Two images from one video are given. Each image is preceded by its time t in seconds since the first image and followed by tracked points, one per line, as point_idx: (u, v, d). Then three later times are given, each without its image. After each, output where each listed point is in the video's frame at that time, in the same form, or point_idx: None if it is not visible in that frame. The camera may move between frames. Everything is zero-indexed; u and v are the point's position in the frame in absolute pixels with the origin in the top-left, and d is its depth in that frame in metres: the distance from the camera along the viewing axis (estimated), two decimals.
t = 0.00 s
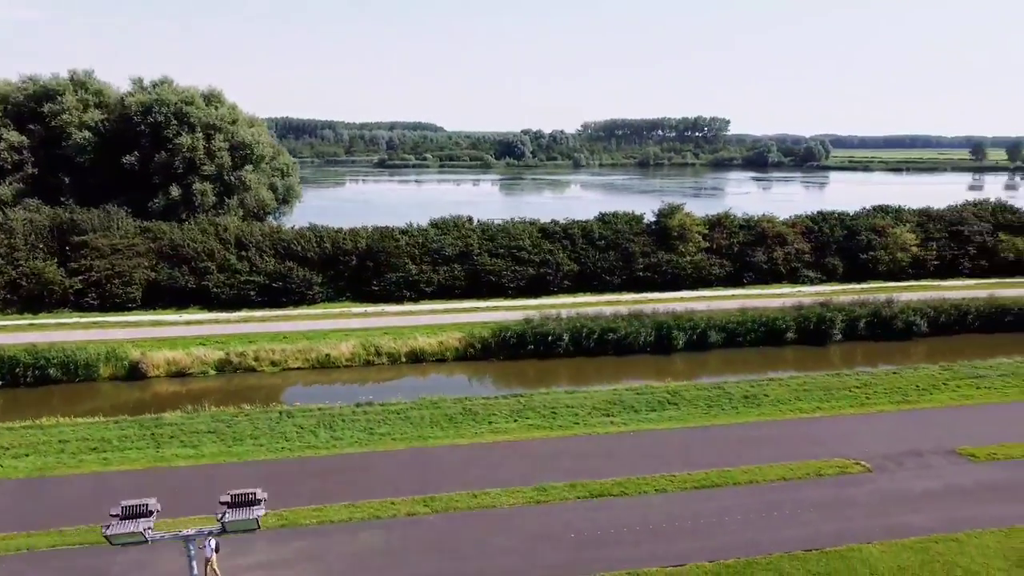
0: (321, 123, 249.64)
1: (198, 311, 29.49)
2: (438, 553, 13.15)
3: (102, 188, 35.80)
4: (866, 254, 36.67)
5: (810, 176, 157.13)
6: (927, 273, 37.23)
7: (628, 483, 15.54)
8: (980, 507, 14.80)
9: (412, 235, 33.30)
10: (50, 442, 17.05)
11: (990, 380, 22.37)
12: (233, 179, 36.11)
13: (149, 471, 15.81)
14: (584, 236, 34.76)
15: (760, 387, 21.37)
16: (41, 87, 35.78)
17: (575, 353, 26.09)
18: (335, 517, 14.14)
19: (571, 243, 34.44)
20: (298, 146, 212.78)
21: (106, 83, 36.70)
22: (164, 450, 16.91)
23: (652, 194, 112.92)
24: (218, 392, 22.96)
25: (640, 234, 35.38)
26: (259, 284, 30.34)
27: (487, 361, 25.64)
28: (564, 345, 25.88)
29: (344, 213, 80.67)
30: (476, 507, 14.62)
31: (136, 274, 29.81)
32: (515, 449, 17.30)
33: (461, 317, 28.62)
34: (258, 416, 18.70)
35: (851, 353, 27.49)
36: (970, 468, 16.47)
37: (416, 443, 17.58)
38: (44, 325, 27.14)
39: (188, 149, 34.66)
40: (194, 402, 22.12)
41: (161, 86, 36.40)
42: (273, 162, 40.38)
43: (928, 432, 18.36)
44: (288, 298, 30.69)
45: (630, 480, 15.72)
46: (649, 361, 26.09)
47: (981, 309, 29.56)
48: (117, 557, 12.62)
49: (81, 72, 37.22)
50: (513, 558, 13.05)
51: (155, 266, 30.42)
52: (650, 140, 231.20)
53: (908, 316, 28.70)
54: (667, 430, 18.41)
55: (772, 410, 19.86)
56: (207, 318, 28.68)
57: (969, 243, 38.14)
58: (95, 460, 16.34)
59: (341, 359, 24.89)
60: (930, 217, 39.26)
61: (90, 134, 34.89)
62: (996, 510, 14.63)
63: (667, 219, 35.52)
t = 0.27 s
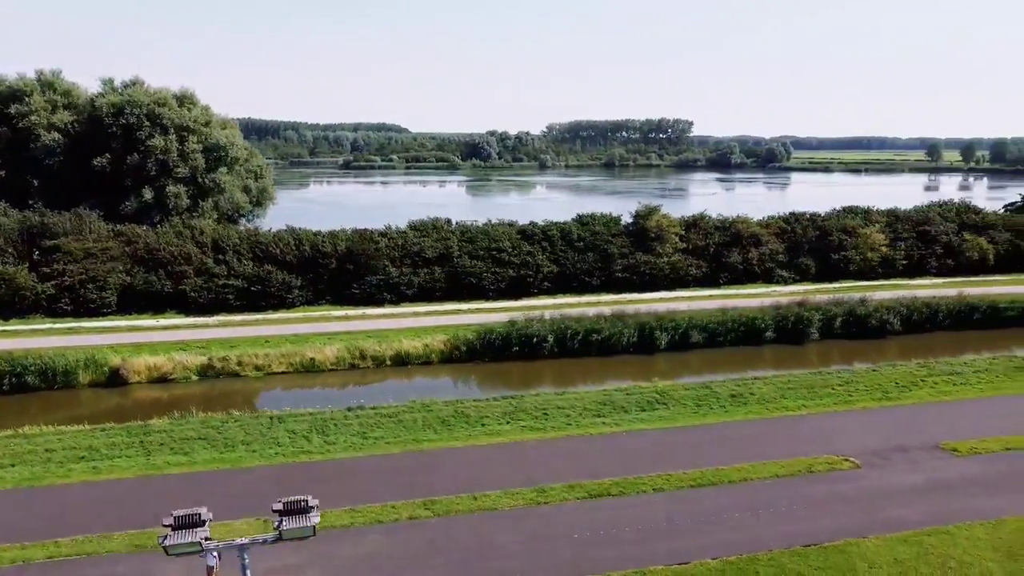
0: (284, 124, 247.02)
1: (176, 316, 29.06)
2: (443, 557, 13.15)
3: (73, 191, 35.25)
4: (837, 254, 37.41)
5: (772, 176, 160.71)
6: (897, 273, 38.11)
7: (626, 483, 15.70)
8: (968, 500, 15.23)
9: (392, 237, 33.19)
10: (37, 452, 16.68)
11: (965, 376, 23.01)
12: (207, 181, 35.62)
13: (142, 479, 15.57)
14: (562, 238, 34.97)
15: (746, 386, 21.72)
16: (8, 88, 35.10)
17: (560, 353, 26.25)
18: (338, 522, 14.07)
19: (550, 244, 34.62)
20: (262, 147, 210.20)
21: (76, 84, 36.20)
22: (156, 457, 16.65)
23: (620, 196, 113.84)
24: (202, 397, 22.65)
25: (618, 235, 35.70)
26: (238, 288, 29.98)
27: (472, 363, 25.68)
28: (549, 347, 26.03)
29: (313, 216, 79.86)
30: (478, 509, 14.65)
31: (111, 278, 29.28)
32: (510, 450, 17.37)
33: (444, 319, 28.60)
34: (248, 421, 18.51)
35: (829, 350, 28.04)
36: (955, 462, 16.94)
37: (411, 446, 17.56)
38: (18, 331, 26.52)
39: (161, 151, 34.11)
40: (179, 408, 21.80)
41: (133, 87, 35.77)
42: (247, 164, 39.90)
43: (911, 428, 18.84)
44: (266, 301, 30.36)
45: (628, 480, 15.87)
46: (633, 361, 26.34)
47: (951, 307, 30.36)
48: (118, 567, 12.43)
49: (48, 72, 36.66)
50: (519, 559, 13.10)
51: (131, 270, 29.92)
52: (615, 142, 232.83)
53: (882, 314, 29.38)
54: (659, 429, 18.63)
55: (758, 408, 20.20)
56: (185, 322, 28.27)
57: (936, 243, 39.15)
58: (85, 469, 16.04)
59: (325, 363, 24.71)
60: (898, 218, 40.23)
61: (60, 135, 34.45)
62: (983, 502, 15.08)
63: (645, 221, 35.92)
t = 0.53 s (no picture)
0: (242, 125, 243.40)
1: (150, 321, 28.51)
2: (449, 560, 13.13)
3: (38, 196, 34.67)
4: (806, 253, 38.18)
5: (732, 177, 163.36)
6: (863, 272, 39.03)
7: (623, 483, 15.85)
8: (954, 493, 15.69)
9: (368, 240, 32.98)
10: (21, 463, 16.26)
11: (938, 372, 23.69)
12: (177, 184, 34.97)
13: (134, 488, 15.27)
14: (538, 239, 35.12)
15: (730, 385, 22.07)
16: None
17: (543, 355, 26.38)
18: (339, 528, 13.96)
19: (527, 246, 34.75)
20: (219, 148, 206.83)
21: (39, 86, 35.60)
22: (146, 466, 16.34)
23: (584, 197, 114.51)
24: (183, 404, 22.26)
25: (593, 237, 35.98)
26: (213, 293, 29.53)
27: (455, 366, 25.66)
28: (532, 348, 26.14)
29: (277, 218, 78.77)
30: (479, 512, 14.66)
31: (82, 284, 28.62)
32: (505, 452, 17.41)
33: (424, 322, 28.53)
34: (238, 429, 18.27)
35: (804, 348, 28.62)
36: (937, 456, 17.44)
37: (405, 450, 17.49)
38: None
39: (129, 153, 33.44)
40: (161, 416, 21.39)
41: (99, 88, 34.99)
42: (216, 166, 39.24)
43: (892, 424, 19.34)
44: (242, 306, 29.94)
45: (624, 480, 16.03)
46: (614, 362, 26.58)
47: (919, 305, 31.21)
48: None
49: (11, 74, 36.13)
50: (525, 561, 13.15)
51: (102, 275, 29.28)
52: (576, 143, 234.11)
53: (854, 313, 30.09)
54: (649, 429, 18.84)
55: (744, 407, 20.54)
56: (160, 328, 27.74)
57: (899, 243, 40.19)
58: (74, 480, 15.67)
59: (308, 368, 24.49)
60: (862, 218, 41.20)
61: (23, 138, 33.92)
62: (968, 495, 15.55)
63: (619, 222, 36.28)
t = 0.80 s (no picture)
0: (207, 125, 240.01)
1: (128, 326, 28.03)
2: (455, 563, 13.12)
3: (10, 198, 34.08)
4: (782, 254, 38.79)
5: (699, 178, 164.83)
6: (837, 271, 39.73)
7: (621, 483, 15.97)
8: (941, 487, 16.07)
9: (349, 242, 32.79)
10: (8, 473, 15.91)
11: (916, 370, 24.22)
12: (152, 186, 34.42)
13: (128, 496, 15.03)
14: (519, 241, 35.23)
15: (717, 384, 22.36)
16: None
17: (529, 356, 26.47)
18: (342, 532, 13.88)
19: (508, 247, 34.82)
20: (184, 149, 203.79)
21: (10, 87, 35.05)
22: (138, 474, 16.09)
23: (555, 198, 114.89)
24: (168, 410, 21.94)
25: (573, 238, 36.18)
26: (193, 297, 29.12)
27: (442, 368, 25.64)
28: (518, 350, 26.23)
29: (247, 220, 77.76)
30: (481, 515, 14.68)
31: (57, 288, 28.06)
32: (501, 454, 17.44)
33: (409, 325, 28.46)
34: (229, 434, 18.08)
35: (784, 347, 29.07)
36: (923, 451, 17.84)
37: (401, 453, 17.43)
38: None
39: (103, 155, 32.87)
40: (146, 422, 21.05)
41: (71, 89, 34.38)
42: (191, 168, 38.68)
43: (877, 421, 19.74)
44: (223, 310, 29.56)
45: (622, 479, 16.16)
46: (600, 362, 26.77)
47: (893, 304, 31.89)
48: None
49: None
50: (531, 562, 13.19)
51: (78, 280, 28.73)
52: (544, 144, 234.76)
53: (831, 312, 30.66)
54: (642, 428, 19.00)
55: (732, 406, 20.81)
56: (140, 333, 27.29)
57: (871, 242, 41.00)
58: (65, 488, 15.38)
59: (294, 371, 24.30)
60: (835, 219, 41.96)
61: None
62: (956, 489, 15.94)
63: (599, 223, 36.53)
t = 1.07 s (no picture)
0: (172, 126, 236.41)
1: (106, 331, 27.55)
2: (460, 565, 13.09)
3: None
4: (759, 254, 39.31)
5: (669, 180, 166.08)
6: (812, 272, 40.35)
7: (618, 483, 16.08)
8: (930, 482, 16.42)
9: (331, 244, 32.56)
10: None
11: (896, 368, 24.71)
12: (128, 188, 33.85)
13: (122, 504, 14.78)
14: (501, 243, 35.27)
15: (705, 384, 22.60)
16: None
17: (515, 358, 26.51)
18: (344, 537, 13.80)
19: (490, 249, 34.84)
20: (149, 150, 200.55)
21: None
22: (130, 481, 15.84)
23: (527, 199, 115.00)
24: (153, 416, 21.60)
25: (554, 240, 36.30)
26: (172, 301, 28.71)
27: (429, 371, 25.58)
28: (505, 352, 26.26)
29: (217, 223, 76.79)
30: (482, 517, 14.68)
31: (33, 293, 27.49)
32: (497, 456, 17.45)
33: (394, 328, 28.34)
34: (221, 440, 17.87)
35: (765, 347, 29.46)
36: (910, 448, 18.21)
37: (396, 457, 17.36)
38: None
39: (77, 157, 32.26)
40: (131, 429, 20.70)
41: (43, 90, 33.70)
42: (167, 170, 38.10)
43: (863, 418, 20.10)
44: (203, 314, 29.18)
45: (619, 480, 16.26)
46: (585, 363, 26.91)
47: (870, 304, 32.48)
48: None
49: None
50: (535, 563, 13.22)
51: (53, 284, 28.17)
52: (514, 146, 234.99)
53: (810, 312, 31.09)
54: (634, 429, 19.14)
55: (721, 405, 21.05)
56: (119, 337, 26.84)
57: (845, 243, 41.71)
58: (56, 497, 15.08)
59: (280, 375, 24.06)
60: (809, 219, 42.59)
61: None
62: (944, 484, 16.30)
63: (580, 225, 36.70)
